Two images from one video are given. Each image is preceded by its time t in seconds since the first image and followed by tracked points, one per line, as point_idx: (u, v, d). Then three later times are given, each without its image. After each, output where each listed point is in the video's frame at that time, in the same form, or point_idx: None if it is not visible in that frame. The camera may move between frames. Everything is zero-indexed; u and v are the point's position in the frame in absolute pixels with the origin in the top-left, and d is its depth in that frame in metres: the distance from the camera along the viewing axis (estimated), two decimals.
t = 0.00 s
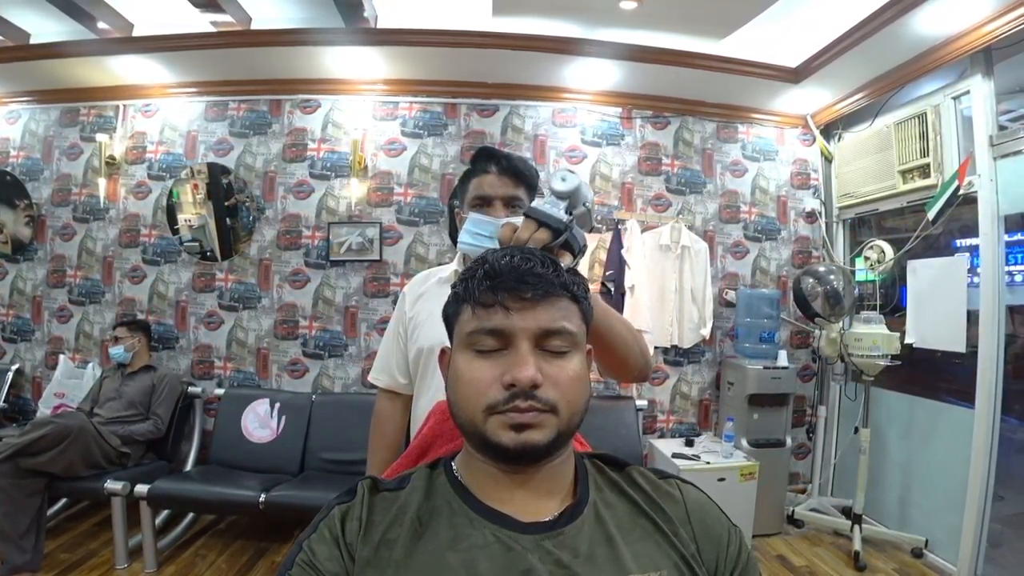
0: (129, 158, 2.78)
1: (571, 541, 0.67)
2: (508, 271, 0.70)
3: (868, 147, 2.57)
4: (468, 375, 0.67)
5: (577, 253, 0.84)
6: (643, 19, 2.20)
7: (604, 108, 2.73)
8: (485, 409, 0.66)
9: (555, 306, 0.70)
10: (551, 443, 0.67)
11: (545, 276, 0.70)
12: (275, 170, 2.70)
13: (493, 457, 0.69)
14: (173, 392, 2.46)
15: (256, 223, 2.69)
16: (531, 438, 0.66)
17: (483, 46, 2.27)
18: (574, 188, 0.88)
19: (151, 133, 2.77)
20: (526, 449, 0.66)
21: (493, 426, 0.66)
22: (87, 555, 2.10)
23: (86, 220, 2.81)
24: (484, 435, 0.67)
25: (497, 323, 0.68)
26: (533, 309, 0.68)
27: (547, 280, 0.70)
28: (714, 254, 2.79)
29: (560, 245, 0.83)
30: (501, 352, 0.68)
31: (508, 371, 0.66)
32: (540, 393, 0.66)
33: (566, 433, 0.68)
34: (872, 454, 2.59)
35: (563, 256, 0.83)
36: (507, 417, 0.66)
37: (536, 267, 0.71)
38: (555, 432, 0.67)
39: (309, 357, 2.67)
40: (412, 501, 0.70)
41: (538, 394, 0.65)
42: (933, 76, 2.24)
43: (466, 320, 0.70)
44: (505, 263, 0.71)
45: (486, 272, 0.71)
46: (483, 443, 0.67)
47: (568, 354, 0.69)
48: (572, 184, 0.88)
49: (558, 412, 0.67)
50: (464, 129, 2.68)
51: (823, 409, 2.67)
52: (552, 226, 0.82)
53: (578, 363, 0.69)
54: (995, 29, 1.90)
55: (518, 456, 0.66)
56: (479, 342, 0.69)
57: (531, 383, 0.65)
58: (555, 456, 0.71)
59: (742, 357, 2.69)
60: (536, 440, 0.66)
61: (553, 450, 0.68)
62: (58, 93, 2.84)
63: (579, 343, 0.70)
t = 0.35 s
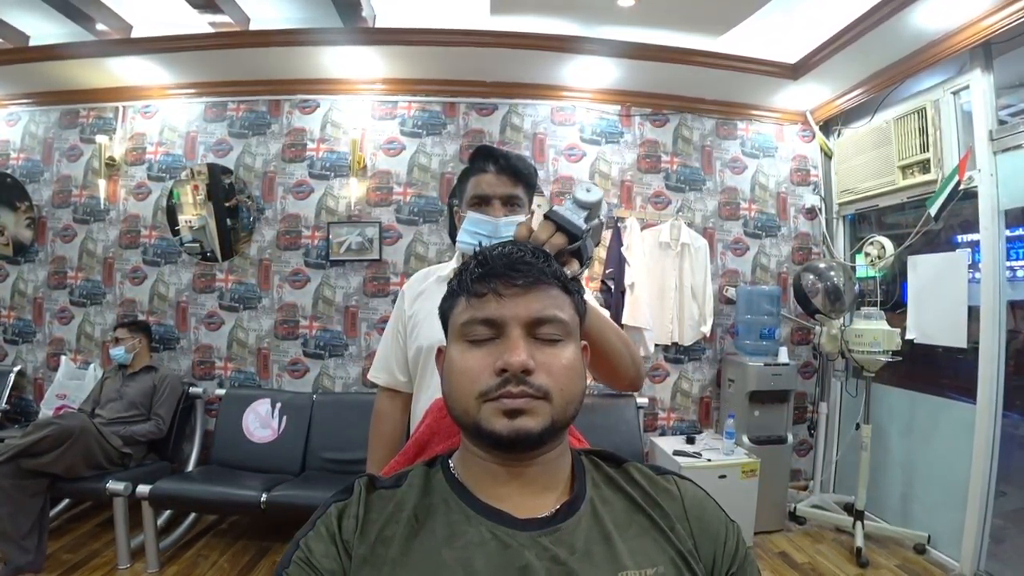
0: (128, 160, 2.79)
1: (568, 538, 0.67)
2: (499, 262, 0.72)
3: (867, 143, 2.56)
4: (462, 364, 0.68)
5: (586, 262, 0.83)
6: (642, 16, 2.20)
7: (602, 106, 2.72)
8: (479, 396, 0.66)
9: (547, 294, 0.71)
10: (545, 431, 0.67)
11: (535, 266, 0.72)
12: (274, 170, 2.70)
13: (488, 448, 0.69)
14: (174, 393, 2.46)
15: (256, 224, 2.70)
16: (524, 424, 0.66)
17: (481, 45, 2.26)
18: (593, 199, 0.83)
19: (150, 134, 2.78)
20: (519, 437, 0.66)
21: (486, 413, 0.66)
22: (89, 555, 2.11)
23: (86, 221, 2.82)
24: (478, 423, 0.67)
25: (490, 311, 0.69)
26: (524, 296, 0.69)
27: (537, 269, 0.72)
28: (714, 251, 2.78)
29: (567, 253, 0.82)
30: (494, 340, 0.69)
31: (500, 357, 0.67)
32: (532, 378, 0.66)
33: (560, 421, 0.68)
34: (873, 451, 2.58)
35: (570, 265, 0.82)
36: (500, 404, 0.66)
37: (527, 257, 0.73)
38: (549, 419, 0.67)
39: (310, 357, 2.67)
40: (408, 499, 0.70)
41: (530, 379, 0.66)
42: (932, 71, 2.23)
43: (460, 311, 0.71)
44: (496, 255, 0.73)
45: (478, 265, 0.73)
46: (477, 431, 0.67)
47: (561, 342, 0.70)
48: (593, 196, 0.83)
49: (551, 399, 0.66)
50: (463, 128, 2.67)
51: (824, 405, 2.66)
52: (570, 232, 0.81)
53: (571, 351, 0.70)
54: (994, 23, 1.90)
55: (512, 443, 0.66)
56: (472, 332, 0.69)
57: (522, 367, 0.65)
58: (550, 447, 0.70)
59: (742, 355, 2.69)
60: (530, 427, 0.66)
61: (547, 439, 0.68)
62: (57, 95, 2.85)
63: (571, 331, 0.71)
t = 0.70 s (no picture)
0: (131, 163, 2.80)
1: (569, 535, 0.67)
2: (494, 258, 0.72)
3: (868, 144, 2.56)
4: (461, 360, 0.68)
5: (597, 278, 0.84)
6: (642, 19, 2.21)
7: (603, 108, 2.73)
8: (478, 391, 0.66)
9: (542, 288, 0.71)
10: (545, 424, 0.67)
11: (529, 261, 0.73)
12: (276, 172, 2.71)
13: (489, 444, 0.69)
14: (176, 394, 2.47)
15: (258, 226, 2.71)
16: (524, 418, 0.66)
17: (482, 47, 2.27)
18: (614, 221, 0.82)
19: (153, 136, 2.79)
20: (519, 430, 0.66)
21: (486, 408, 0.66)
22: (92, 557, 2.11)
23: (89, 224, 2.83)
24: (478, 419, 0.67)
25: (486, 307, 0.70)
26: (519, 291, 0.70)
27: (532, 264, 0.73)
28: (716, 252, 2.78)
29: (581, 268, 0.81)
30: (492, 336, 0.69)
31: (498, 352, 0.67)
32: (531, 372, 0.66)
33: (560, 413, 0.68)
34: (876, 452, 2.58)
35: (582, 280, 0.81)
36: (499, 398, 0.66)
37: (521, 253, 0.74)
38: (548, 412, 0.67)
39: (312, 359, 2.68)
40: (410, 496, 0.70)
41: (529, 372, 0.66)
42: (933, 72, 2.23)
43: (457, 308, 0.71)
44: (491, 252, 0.74)
45: (473, 263, 0.74)
46: (478, 426, 0.67)
47: (558, 335, 0.70)
48: (615, 219, 0.82)
49: (550, 392, 0.67)
50: (464, 130, 2.68)
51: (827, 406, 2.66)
52: (588, 246, 0.81)
53: (568, 344, 0.70)
54: (994, 24, 1.90)
55: (513, 437, 0.66)
56: (470, 328, 0.70)
57: (520, 360, 0.65)
58: (550, 442, 0.71)
59: (743, 356, 2.69)
60: (530, 420, 0.66)
61: (548, 432, 0.68)
62: (61, 98, 2.86)
63: (568, 325, 0.71)
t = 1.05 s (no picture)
0: (135, 163, 2.81)
1: (571, 535, 0.67)
2: (491, 260, 0.72)
3: (870, 147, 2.56)
4: (460, 363, 0.68)
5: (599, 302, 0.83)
6: (645, 21, 2.21)
7: (606, 110, 2.73)
8: (479, 394, 0.66)
9: (538, 288, 0.71)
10: (547, 424, 0.67)
11: (526, 261, 0.73)
12: (279, 173, 2.72)
13: (490, 445, 0.69)
14: (177, 394, 2.47)
15: (261, 226, 2.71)
16: (525, 419, 0.66)
17: (486, 49, 2.28)
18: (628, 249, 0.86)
19: (156, 137, 2.80)
20: (521, 431, 0.66)
21: (487, 410, 0.66)
22: (92, 556, 2.11)
23: (93, 224, 2.84)
24: (479, 421, 0.67)
25: (484, 309, 0.69)
26: (516, 291, 0.70)
27: (528, 264, 0.73)
28: (718, 254, 2.78)
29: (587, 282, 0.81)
30: (491, 337, 0.69)
31: (497, 353, 0.67)
32: (530, 372, 0.66)
33: (561, 413, 0.68)
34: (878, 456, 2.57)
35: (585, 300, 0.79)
36: (500, 400, 0.66)
37: (517, 254, 0.74)
38: (549, 412, 0.67)
39: (313, 359, 2.68)
40: (411, 497, 0.70)
41: (528, 373, 0.66)
42: (935, 75, 2.23)
43: (455, 311, 0.71)
44: (487, 253, 0.74)
45: (469, 265, 0.74)
46: (479, 428, 0.67)
47: (556, 335, 0.70)
48: (629, 246, 0.85)
49: (551, 392, 0.67)
50: (467, 131, 2.69)
51: (829, 410, 2.65)
52: (598, 267, 0.81)
53: (567, 343, 0.70)
54: (998, 28, 1.90)
55: (514, 439, 0.66)
56: (468, 331, 0.70)
57: (520, 361, 0.65)
58: (551, 443, 0.71)
59: (745, 359, 2.69)
60: (532, 421, 0.66)
61: (549, 433, 0.68)
62: (65, 99, 2.87)
63: (566, 324, 0.71)
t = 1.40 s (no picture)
0: (138, 163, 2.82)
1: (572, 537, 0.67)
2: (486, 264, 0.72)
3: (873, 150, 2.56)
4: (459, 369, 0.68)
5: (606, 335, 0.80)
6: (647, 23, 2.22)
7: (608, 112, 2.74)
8: (478, 399, 0.66)
9: (534, 291, 0.71)
10: (547, 429, 0.67)
11: (521, 263, 0.73)
12: (281, 173, 2.72)
13: (490, 450, 0.69)
14: (178, 394, 2.47)
15: (263, 226, 2.71)
16: (525, 423, 0.66)
17: (488, 50, 2.28)
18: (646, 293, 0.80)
19: (159, 137, 2.81)
20: (521, 436, 0.66)
21: (487, 415, 0.66)
22: (92, 555, 2.11)
23: (95, 223, 2.84)
24: (479, 426, 0.67)
25: (480, 314, 0.69)
26: (512, 295, 0.70)
27: (523, 267, 0.73)
28: (719, 256, 2.78)
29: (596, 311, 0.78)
30: (488, 342, 0.69)
31: (495, 359, 0.67)
32: (529, 377, 0.66)
33: (560, 417, 0.68)
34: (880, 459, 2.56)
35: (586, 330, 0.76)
36: (499, 405, 0.66)
37: (512, 257, 0.74)
38: (549, 417, 0.67)
39: (314, 359, 2.68)
40: (412, 497, 0.70)
41: (527, 377, 0.66)
42: (938, 78, 2.23)
43: (451, 316, 0.71)
44: (483, 257, 0.73)
45: (464, 269, 0.74)
46: (479, 434, 0.67)
47: (554, 338, 0.70)
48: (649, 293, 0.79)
49: (550, 396, 0.67)
50: (469, 133, 2.69)
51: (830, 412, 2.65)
52: (611, 306, 0.78)
53: (566, 346, 0.70)
54: (1000, 31, 1.90)
55: (514, 444, 0.66)
56: (465, 336, 0.70)
57: (518, 366, 0.65)
58: (551, 446, 0.71)
59: (747, 361, 2.69)
60: (532, 426, 0.66)
61: (550, 436, 0.68)
62: (68, 98, 2.88)
63: (563, 327, 0.71)
